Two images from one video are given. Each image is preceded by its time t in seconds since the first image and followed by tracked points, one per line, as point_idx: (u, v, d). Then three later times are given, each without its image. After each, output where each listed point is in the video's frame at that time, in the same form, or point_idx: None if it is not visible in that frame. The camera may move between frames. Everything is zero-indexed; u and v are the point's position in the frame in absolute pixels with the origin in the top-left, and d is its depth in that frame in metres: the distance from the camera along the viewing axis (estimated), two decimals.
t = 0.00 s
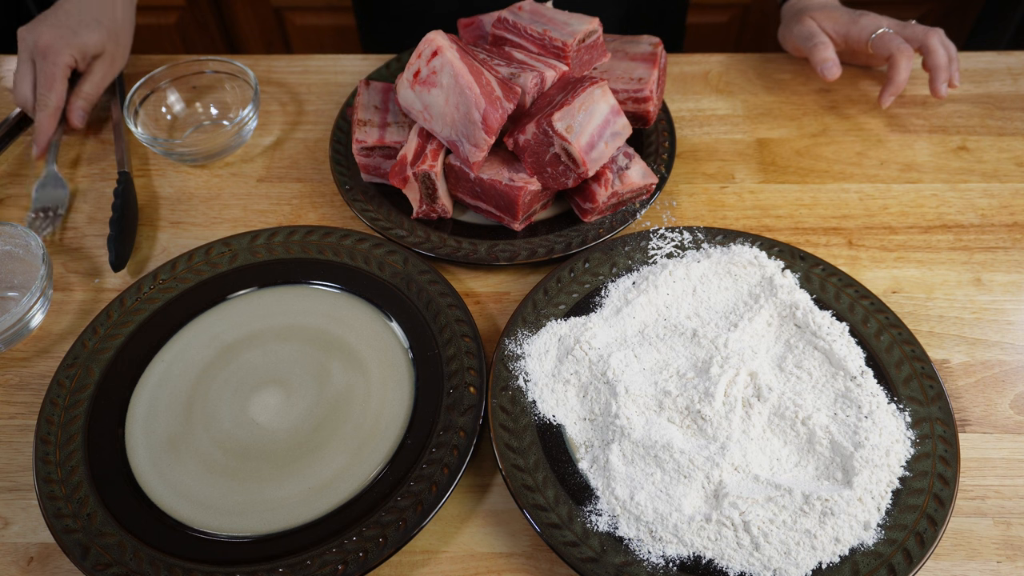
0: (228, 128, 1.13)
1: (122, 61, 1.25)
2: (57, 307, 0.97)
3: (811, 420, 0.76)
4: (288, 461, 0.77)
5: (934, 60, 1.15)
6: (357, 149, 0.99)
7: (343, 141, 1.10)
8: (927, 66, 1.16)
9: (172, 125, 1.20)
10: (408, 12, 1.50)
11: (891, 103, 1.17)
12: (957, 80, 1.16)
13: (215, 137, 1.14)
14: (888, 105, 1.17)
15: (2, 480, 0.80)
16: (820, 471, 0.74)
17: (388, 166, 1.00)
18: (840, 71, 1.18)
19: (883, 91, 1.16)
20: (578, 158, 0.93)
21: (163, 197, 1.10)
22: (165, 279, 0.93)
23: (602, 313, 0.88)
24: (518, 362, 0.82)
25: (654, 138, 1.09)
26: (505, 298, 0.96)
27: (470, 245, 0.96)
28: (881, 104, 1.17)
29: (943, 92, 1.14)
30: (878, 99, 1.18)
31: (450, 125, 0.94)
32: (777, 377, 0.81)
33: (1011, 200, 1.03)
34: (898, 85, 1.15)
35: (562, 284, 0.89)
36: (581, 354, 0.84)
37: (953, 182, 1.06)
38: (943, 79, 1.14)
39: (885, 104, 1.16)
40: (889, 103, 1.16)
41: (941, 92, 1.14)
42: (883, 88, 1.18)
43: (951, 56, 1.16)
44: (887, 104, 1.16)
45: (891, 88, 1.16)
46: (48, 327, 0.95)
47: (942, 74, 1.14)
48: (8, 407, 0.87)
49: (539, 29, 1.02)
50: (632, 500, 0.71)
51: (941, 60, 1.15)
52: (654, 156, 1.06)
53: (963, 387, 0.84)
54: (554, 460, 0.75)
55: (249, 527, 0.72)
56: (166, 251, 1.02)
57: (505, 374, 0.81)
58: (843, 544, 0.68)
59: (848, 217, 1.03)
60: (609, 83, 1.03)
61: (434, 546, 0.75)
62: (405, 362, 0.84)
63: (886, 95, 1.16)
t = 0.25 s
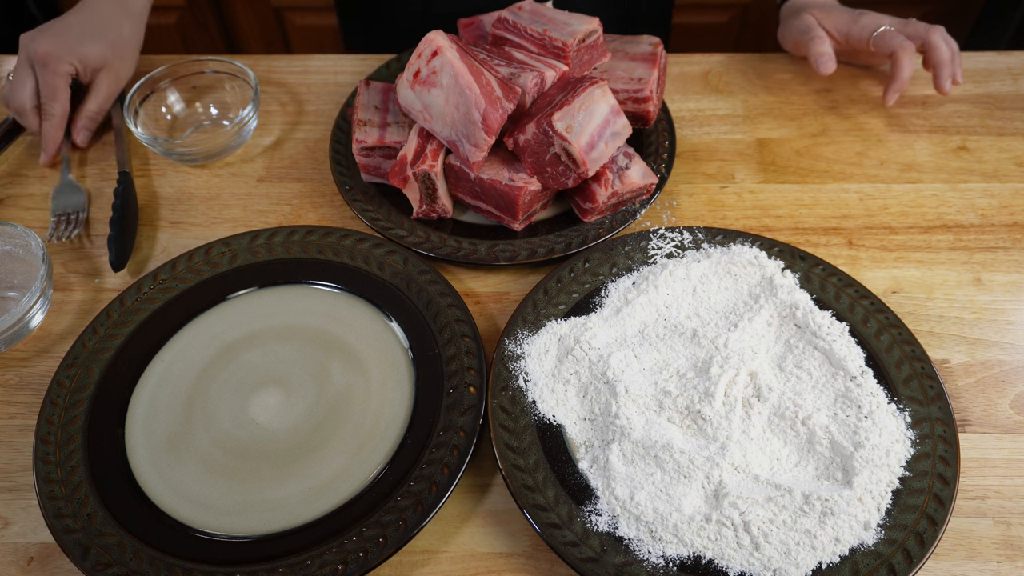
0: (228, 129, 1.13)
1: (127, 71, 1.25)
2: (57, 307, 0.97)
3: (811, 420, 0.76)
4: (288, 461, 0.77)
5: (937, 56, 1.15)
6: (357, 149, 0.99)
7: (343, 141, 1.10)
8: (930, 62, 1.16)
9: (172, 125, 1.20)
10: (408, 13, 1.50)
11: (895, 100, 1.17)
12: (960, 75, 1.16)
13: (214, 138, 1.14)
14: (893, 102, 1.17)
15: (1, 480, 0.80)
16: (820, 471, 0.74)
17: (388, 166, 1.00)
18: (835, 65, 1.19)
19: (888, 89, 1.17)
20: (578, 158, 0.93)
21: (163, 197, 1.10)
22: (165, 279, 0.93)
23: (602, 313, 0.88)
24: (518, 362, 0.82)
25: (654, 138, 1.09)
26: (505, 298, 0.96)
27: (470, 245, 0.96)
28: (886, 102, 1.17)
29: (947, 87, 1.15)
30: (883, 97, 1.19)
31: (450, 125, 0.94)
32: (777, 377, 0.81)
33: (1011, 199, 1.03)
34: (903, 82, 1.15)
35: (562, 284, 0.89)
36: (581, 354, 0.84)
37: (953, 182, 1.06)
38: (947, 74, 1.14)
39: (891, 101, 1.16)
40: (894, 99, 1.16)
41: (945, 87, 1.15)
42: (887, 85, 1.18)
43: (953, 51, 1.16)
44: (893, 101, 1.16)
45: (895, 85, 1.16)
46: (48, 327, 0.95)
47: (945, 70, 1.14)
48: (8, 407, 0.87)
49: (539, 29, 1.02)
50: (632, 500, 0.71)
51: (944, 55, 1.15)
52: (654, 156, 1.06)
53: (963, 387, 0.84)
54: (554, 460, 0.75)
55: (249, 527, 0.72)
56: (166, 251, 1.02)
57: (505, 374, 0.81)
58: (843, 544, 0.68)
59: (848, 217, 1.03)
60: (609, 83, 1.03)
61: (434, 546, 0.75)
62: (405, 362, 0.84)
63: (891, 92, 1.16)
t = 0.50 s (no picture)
0: (228, 129, 1.13)
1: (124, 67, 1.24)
2: (57, 307, 0.97)
3: (811, 420, 0.76)
4: (288, 461, 0.77)
5: (939, 54, 1.15)
6: (357, 149, 0.99)
7: (343, 141, 1.10)
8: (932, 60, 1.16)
9: (172, 125, 1.20)
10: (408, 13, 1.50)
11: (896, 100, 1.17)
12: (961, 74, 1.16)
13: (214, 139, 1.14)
14: (894, 101, 1.16)
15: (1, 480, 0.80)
16: (820, 471, 0.74)
17: (388, 166, 1.00)
18: (834, 61, 1.18)
19: (889, 87, 1.16)
20: (578, 158, 0.93)
21: (163, 197, 1.10)
22: (165, 279, 0.93)
23: (602, 313, 0.88)
24: (518, 363, 0.82)
25: (654, 138, 1.09)
26: (505, 298, 0.96)
27: (470, 245, 0.96)
28: (888, 101, 1.17)
29: (949, 86, 1.15)
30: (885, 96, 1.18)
31: (450, 125, 0.94)
32: (777, 377, 0.81)
33: (1011, 199, 1.03)
34: (905, 81, 1.15)
35: (562, 284, 0.89)
36: (581, 354, 0.84)
37: (953, 182, 1.06)
38: (949, 73, 1.14)
39: (892, 100, 1.16)
40: (895, 98, 1.16)
41: (947, 86, 1.14)
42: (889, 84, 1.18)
43: (955, 50, 1.16)
44: (894, 99, 1.16)
45: (897, 84, 1.16)
46: (48, 327, 0.95)
47: (947, 68, 1.14)
48: (8, 407, 0.87)
49: (539, 29, 1.02)
50: (631, 500, 0.71)
51: (946, 54, 1.15)
52: (654, 156, 1.06)
53: (963, 387, 0.84)
54: (554, 460, 0.75)
55: (249, 527, 0.72)
56: (166, 251, 1.02)
57: (505, 374, 0.81)
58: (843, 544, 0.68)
59: (848, 217, 1.03)
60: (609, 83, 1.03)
61: (434, 546, 0.75)
62: (405, 362, 0.84)
63: (892, 91, 1.16)
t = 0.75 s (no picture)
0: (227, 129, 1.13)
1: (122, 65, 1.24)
2: (57, 307, 0.97)
3: (810, 419, 0.76)
4: (288, 461, 0.77)
5: (939, 54, 1.15)
6: (358, 149, 0.99)
7: (343, 141, 1.10)
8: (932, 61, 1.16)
9: (172, 125, 1.20)
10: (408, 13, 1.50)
11: (896, 100, 1.17)
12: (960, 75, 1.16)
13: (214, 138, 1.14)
14: (894, 101, 1.16)
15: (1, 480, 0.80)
16: (820, 471, 0.74)
17: (388, 166, 1.00)
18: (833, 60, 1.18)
19: (889, 87, 1.16)
20: (578, 158, 0.93)
21: (163, 197, 1.10)
22: (165, 279, 0.93)
23: (602, 313, 0.88)
24: (518, 363, 0.82)
25: (654, 138, 1.09)
26: (505, 298, 0.96)
27: (470, 245, 0.96)
28: (888, 100, 1.17)
29: (949, 87, 1.14)
30: (884, 95, 1.18)
31: (450, 125, 0.94)
32: (777, 377, 0.81)
33: (1011, 200, 1.03)
34: (905, 80, 1.15)
35: (562, 284, 0.89)
36: (581, 354, 0.84)
37: (953, 182, 1.06)
38: (949, 73, 1.14)
39: (892, 100, 1.16)
40: (895, 98, 1.16)
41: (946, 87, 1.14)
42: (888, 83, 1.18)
43: (954, 51, 1.16)
44: (894, 99, 1.16)
45: (896, 84, 1.15)
46: (48, 327, 0.95)
47: (947, 69, 1.14)
48: (7, 407, 0.87)
49: (539, 29, 1.02)
50: (631, 500, 0.71)
51: (946, 54, 1.15)
52: (654, 156, 1.06)
53: (963, 387, 0.84)
54: (554, 460, 0.75)
55: (249, 527, 0.72)
56: (166, 251, 1.02)
57: (505, 374, 0.81)
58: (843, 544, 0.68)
59: (848, 217, 1.03)
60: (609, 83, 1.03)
61: (434, 546, 0.75)
62: (405, 362, 0.84)
63: (892, 90, 1.16)
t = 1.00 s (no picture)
0: (228, 128, 1.13)
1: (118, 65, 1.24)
2: (57, 307, 0.97)
3: (810, 419, 0.76)
4: (288, 461, 0.77)
5: (940, 54, 1.15)
6: (358, 149, 0.99)
7: (343, 141, 1.10)
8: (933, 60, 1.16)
9: (172, 124, 1.20)
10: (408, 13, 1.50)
11: (896, 98, 1.17)
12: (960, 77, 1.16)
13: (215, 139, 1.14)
14: (894, 98, 1.17)
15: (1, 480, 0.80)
16: (819, 471, 0.74)
17: (389, 166, 1.00)
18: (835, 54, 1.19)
19: (889, 84, 1.17)
20: (578, 158, 0.93)
21: (163, 197, 1.10)
22: (165, 279, 0.93)
23: (602, 313, 0.88)
24: (518, 363, 0.82)
25: (654, 138, 1.09)
26: (505, 298, 0.96)
27: (470, 245, 0.96)
28: (887, 98, 1.17)
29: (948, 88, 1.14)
30: (885, 92, 1.19)
31: (450, 125, 0.94)
32: (777, 377, 0.81)
33: (1011, 199, 1.03)
34: (905, 78, 1.15)
35: (562, 284, 0.89)
36: (580, 354, 0.84)
37: (953, 182, 1.06)
38: (949, 74, 1.14)
39: (892, 97, 1.16)
40: (894, 95, 1.16)
41: (945, 87, 1.14)
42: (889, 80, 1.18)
43: (956, 52, 1.16)
44: (893, 97, 1.16)
45: (896, 81, 1.16)
46: (48, 327, 0.95)
47: (947, 69, 1.14)
48: (7, 407, 0.87)
49: (539, 29, 1.02)
50: (631, 500, 0.71)
51: (947, 55, 1.15)
52: (654, 156, 1.06)
53: (963, 387, 0.84)
54: (554, 460, 0.75)
55: (249, 527, 0.72)
56: (166, 251, 1.02)
57: (505, 374, 0.81)
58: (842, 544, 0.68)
59: (848, 217, 1.03)
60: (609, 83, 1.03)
61: (434, 546, 0.75)
62: (405, 362, 0.84)
63: (892, 88, 1.16)
